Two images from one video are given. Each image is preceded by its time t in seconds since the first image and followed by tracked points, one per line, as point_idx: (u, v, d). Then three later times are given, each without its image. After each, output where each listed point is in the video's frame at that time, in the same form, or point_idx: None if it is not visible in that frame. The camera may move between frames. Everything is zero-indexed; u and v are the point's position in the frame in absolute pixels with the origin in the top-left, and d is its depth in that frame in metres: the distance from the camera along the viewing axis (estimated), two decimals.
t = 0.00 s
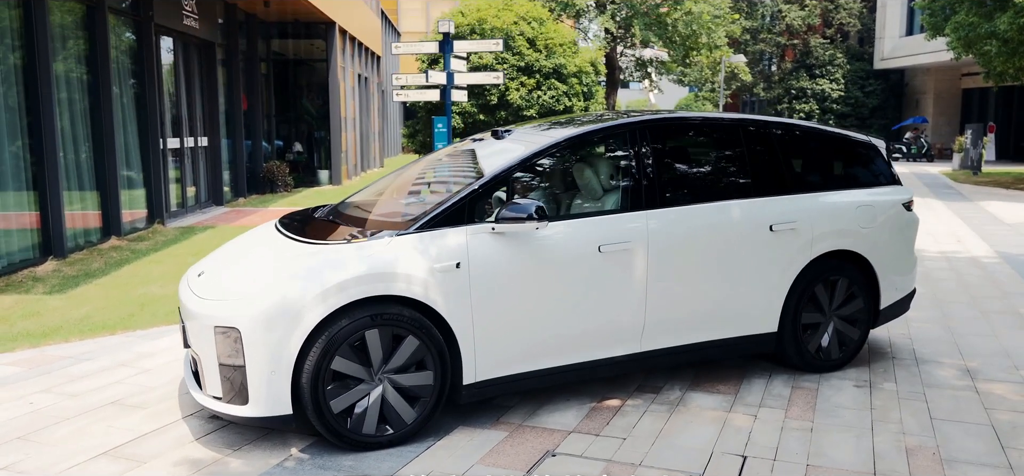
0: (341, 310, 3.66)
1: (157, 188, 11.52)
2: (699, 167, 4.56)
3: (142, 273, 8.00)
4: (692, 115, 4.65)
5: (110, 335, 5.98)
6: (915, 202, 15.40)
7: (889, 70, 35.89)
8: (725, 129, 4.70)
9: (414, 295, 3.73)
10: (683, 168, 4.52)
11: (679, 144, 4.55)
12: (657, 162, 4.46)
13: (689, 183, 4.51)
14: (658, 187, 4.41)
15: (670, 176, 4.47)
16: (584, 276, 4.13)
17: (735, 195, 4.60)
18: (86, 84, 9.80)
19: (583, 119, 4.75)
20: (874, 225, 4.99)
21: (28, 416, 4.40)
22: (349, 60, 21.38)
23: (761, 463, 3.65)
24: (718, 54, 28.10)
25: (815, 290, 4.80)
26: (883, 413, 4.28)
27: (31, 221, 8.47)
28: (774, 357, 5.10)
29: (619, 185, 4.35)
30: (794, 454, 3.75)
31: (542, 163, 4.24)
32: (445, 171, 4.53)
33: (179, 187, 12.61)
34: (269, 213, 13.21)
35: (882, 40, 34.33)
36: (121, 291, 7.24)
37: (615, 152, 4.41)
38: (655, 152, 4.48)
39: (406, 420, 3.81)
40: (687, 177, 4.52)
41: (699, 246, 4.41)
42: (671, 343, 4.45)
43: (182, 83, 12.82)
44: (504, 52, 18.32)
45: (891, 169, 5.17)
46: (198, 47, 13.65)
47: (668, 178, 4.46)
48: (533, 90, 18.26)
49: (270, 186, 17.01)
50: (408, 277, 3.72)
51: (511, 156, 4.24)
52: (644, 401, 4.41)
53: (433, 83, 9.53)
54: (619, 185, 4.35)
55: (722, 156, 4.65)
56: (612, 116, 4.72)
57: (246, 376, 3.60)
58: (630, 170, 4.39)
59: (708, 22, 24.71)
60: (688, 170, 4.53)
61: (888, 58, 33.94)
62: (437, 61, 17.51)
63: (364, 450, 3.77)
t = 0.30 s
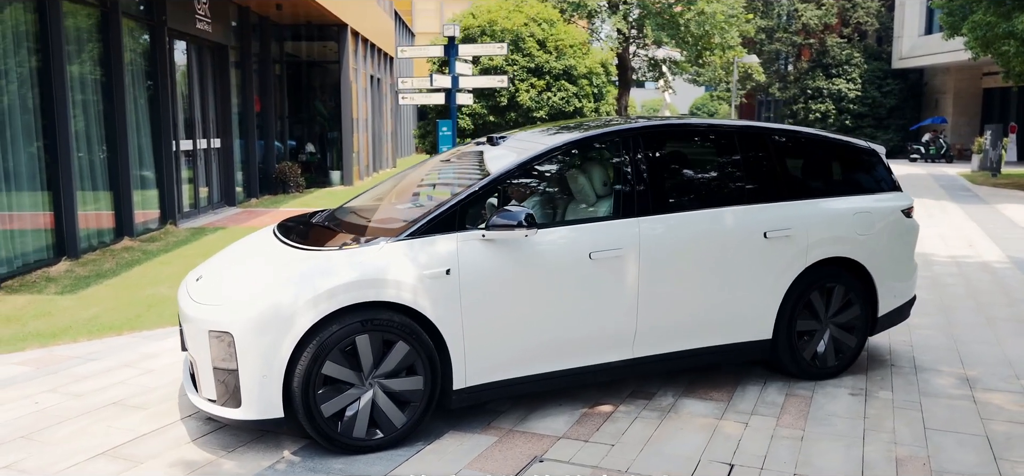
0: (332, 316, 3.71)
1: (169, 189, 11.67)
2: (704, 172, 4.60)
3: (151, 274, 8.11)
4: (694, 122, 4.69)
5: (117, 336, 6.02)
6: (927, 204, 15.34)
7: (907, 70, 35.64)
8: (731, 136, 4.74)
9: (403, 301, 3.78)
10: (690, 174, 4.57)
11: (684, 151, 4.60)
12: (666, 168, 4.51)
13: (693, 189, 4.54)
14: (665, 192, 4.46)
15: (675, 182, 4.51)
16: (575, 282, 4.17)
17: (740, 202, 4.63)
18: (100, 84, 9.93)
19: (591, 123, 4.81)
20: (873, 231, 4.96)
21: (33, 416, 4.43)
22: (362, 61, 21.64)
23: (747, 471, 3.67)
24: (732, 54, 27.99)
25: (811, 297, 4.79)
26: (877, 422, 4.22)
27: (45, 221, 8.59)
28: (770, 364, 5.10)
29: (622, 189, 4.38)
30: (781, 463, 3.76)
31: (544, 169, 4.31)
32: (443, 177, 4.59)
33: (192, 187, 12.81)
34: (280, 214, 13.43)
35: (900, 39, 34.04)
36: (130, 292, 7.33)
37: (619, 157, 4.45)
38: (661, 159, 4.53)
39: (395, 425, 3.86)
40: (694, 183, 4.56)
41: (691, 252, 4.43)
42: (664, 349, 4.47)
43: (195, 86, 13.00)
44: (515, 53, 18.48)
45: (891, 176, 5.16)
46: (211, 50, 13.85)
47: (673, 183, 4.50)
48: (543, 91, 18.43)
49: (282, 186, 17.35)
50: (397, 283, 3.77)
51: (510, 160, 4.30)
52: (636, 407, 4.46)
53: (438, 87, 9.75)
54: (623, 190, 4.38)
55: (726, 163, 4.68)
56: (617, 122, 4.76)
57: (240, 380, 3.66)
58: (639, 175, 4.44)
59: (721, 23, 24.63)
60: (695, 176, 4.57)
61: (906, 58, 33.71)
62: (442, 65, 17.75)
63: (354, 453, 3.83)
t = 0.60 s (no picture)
0: (321, 321, 3.76)
1: (180, 190, 11.84)
2: (710, 178, 4.65)
3: (159, 275, 8.22)
4: (698, 129, 4.73)
5: (122, 335, 6.02)
6: (938, 206, 15.28)
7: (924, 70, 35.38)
8: (737, 143, 4.78)
9: (392, 306, 3.83)
10: (695, 179, 4.61)
11: (689, 157, 4.64)
12: (671, 174, 4.56)
13: (697, 194, 4.59)
14: (668, 198, 4.51)
15: (678, 187, 4.56)
16: (564, 288, 4.20)
17: (741, 208, 4.67)
18: (112, 84, 10.05)
19: (597, 128, 4.86)
20: (869, 238, 4.94)
21: (34, 415, 4.37)
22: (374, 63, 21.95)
23: None
24: (744, 54, 27.93)
25: (804, 304, 4.79)
26: (867, 430, 4.20)
27: (57, 221, 8.70)
28: (765, 370, 5.10)
29: (626, 195, 4.42)
30: (767, 470, 3.76)
31: (548, 173, 4.36)
32: (442, 181, 4.65)
33: (203, 188, 13.04)
34: (289, 215, 13.61)
35: (918, 39, 33.82)
36: (137, 293, 7.42)
37: (622, 163, 4.49)
38: (665, 165, 4.57)
39: (385, 428, 3.92)
40: (699, 189, 4.61)
41: (682, 258, 4.44)
42: (656, 354, 4.49)
43: (206, 88, 13.20)
44: (524, 55, 18.71)
45: (889, 183, 5.14)
46: (223, 53, 14.10)
47: (677, 189, 4.55)
48: (552, 92, 18.63)
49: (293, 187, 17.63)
50: (386, 289, 3.82)
51: (511, 163, 4.36)
52: (627, 412, 4.50)
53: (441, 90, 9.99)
54: (628, 195, 4.42)
55: (730, 169, 4.71)
56: (621, 128, 4.81)
57: (232, 382, 3.70)
58: (645, 181, 4.49)
59: (733, 24, 24.58)
60: (700, 182, 4.62)
61: (923, 58, 33.46)
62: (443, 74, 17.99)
63: (344, 456, 3.87)
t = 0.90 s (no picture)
0: (312, 326, 3.82)
1: (189, 193, 11.98)
2: (712, 182, 4.69)
3: (165, 277, 8.33)
4: (702, 134, 4.77)
5: (127, 337, 6.12)
6: (949, 209, 15.17)
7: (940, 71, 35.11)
8: (738, 148, 4.81)
9: (382, 311, 3.89)
10: (700, 184, 4.66)
11: (694, 163, 4.69)
12: (678, 179, 4.62)
13: (701, 199, 4.64)
14: (673, 203, 4.57)
15: (682, 192, 4.61)
16: (555, 293, 4.24)
17: (745, 213, 4.72)
18: (121, 84, 10.17)
19: (605, 131, 4.91)
20: (863, 243, 4.94)
21: (36, 417, 4.44)
22: (385, 65, 22.11)
23: None
24: (756, 56, 27.86)
25: (797, 309, 4.81)
26: (856, 436, 4.21)
27: (66, 223, 8.83)
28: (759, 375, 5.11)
29: (631, 199, 4.48)
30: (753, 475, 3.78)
31: (551, 178, 4.42)
32: (440, 186, 4.71)
33: (213, 190, 13.17)
34: (298, 217, 13.75)
35: (932, 39, 33.62)
36: (143, 295, 7.53)
37: (631, 168, 4.55)
38: (670, 170, 4.62)
39: (376, 431, 3.97)
40: (704, 194, 4.66)
41: (673, 263, 4.47)
42: (648, 359, 4.52)
43: (216, 91, 13.35)
44: (533, 57, 18.73)
45: (885, 188, 5.14)
46: (233, 56, 14.26)
47: (681, 194, 4.60)
48: (562, 94, 18.67)
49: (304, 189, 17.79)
50: (376, 294, 3.88)
51: (513, 166, 4.41)
52: (619, 417, 4.53)
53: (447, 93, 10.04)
54: (631, 200, 4.48)
55: (734, 174, 4.75)
56: (628, 131, 4.86)
57: (225, 385, 3.76)
58: (648, 186, 4.54)
59: (744, 26, 24.42)
60: (705, 187, 4.67)
61: (938, 58, 33.21)
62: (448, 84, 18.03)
63: (335, 459, 3.93)
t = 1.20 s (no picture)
0: (302, 330, 3.88)
1: (197, 195, 12.09)
2: (709, 187, 4.72)
3: (170, 280, 8.42)
4: (704, 140, 4.81)
5: (128, 339, 6.20)
6: (958, 211, 15.10)
7: (953, 72, 34.90)
8: (734, 154, 4.84)
9: (371, 316, 3.94)
10: (705, 188, 4.72)
11: (697, 167, 4.74)
12: (680, 183, 4.67)
13: (704, 202, 4.69)
14: (675, 207, 4.62)
15: (683, 196, 4.66)
16: (544, 298, 4.27)
17: (746, 217, 4.76)
18: (128, 85, 10.28)
19: (609, 134, 4.95)
20: (855, 249, 4.95)
21: (34, 419, 4.52)
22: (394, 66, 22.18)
23: None
24: (767, 58, 27.77)
25: (789, 315, 4.82)
26: (844, 441, 4.23)
27: (72, 225, 8.94)
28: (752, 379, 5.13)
29: (632, 204, 4.54)
30: None
31: (552, 182, 4.49)
32: (438, 190, 4.78)
33: (221, 192, 13.29)
34: (306, 219, 13.87)
35: (945, 40, 33.44)
36: (147, 297, 7.62)
37: (635, 173, 4.61)
38: (672, 175, 4.68)
39: (365, 434, 4.02)
40: (708, 197, 4.71)
41: (663, 268, 4.49)
42: (638, 363, 4.55)
43: (224, 94, 13.46)
44: (541, 59, 18.77)
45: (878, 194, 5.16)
46: (241, 59, 14.38)
47: (683, 198, 4.65)
48: (569, 97, 18.76)
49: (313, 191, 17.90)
50: (366, 299, 3.93)
51: (512, 169, 4.48)
52: (609, 421, 4.55)
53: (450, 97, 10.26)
54: (633, 204, 4.54)
55: (736, 179, 4.79)
56: (633, 136, 4.91)
57: (216, 389, 3.82)
58: (649, 191, 4.60)
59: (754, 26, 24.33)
60: (709, 190, 4.72)
61: (951, 59, 32.98)
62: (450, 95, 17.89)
63: (325, 461, 3.98)
